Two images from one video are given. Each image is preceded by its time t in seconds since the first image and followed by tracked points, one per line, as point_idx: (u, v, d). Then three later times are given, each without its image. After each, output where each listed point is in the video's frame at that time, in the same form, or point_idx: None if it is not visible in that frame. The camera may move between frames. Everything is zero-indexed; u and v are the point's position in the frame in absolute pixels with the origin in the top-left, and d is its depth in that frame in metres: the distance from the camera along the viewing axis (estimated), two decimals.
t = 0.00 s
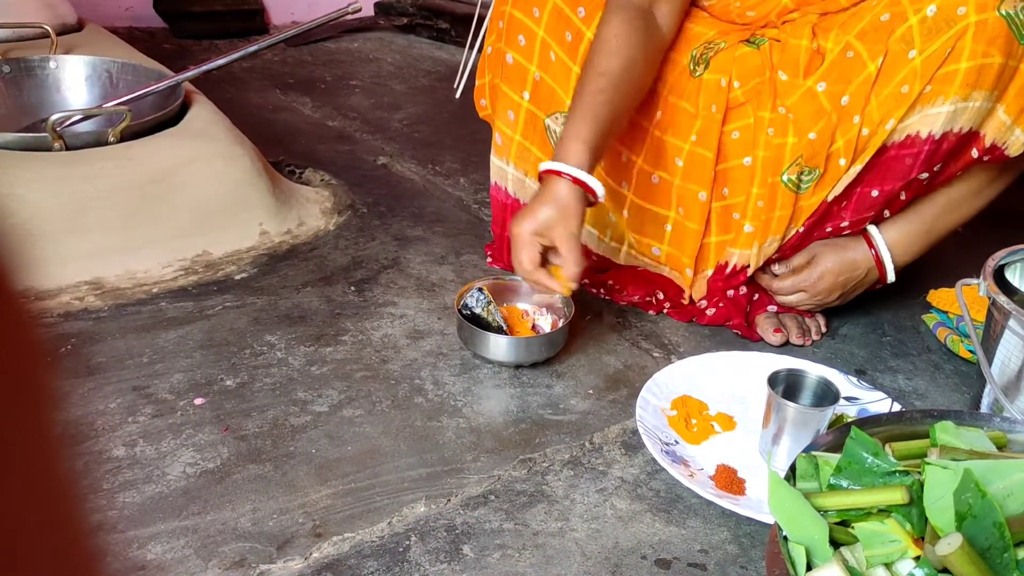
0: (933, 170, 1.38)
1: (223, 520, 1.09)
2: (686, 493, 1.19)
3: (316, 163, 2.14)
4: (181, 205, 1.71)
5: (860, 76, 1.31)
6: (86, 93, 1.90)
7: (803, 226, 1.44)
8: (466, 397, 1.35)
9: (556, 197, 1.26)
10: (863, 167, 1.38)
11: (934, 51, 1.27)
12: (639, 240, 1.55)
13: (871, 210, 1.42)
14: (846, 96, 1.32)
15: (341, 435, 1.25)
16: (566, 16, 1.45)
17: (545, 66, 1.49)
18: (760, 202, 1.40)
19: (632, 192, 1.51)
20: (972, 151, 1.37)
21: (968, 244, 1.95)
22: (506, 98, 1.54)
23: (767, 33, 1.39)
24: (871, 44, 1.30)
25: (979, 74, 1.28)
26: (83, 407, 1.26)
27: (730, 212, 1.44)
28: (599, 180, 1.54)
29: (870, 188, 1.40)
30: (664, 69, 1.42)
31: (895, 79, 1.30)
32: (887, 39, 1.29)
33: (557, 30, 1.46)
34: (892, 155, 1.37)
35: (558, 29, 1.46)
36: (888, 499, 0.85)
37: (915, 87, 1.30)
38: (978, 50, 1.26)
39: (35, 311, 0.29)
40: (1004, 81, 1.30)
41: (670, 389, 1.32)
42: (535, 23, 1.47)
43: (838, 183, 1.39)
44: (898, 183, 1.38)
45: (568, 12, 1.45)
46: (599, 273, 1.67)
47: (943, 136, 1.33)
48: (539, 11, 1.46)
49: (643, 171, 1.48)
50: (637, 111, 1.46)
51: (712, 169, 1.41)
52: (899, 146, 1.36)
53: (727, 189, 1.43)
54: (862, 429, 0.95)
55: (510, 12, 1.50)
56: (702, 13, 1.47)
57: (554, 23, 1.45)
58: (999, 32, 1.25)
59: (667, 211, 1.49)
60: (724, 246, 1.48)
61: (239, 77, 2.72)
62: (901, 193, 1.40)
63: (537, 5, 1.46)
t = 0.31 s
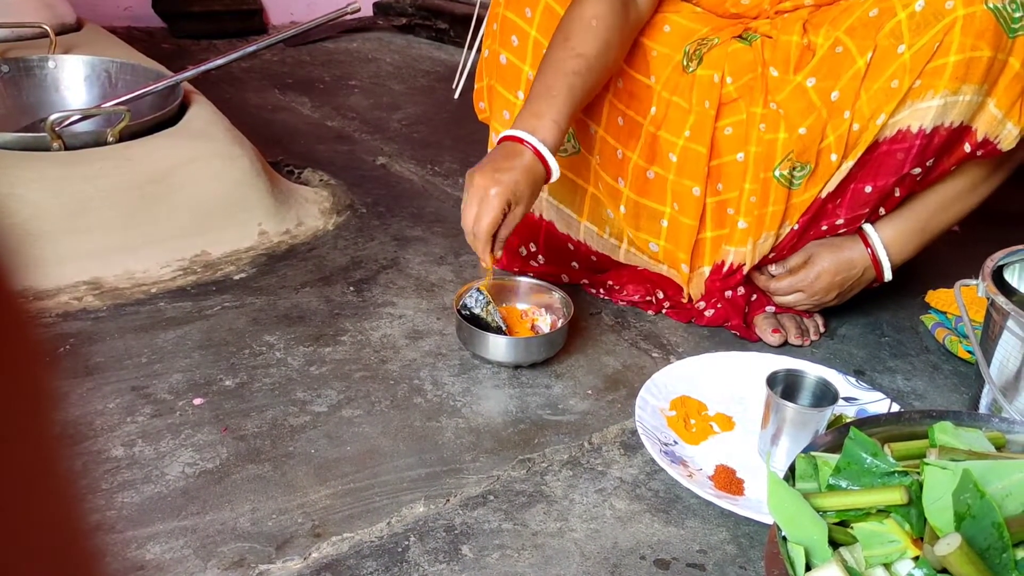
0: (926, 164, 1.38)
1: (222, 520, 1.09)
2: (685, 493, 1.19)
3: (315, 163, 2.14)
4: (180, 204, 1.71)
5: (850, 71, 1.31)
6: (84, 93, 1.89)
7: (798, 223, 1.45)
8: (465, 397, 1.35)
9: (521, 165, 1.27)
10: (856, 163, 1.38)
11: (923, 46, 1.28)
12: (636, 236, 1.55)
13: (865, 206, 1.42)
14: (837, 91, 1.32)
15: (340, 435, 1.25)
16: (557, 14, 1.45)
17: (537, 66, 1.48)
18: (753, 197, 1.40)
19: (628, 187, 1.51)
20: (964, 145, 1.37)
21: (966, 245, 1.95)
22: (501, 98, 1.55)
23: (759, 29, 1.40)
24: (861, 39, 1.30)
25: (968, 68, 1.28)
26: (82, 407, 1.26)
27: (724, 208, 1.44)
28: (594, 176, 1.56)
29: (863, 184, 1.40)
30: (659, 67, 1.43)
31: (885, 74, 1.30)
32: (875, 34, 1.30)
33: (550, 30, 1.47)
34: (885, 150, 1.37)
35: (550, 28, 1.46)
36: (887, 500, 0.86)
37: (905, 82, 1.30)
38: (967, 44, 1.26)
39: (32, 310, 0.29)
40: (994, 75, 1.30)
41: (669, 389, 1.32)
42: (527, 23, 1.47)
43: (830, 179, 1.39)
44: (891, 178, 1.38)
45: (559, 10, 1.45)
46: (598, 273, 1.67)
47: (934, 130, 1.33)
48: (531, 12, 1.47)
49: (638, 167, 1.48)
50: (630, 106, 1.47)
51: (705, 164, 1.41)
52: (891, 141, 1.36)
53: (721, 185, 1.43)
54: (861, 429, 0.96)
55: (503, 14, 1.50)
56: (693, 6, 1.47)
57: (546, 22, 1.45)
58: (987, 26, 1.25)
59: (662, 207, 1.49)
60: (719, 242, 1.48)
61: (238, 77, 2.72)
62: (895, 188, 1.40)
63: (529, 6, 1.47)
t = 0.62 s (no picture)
0: (922, 163, 1.39)
1: (219, 519, 1.08)
2: (683, 492, 1.19)
3: (312, 162, 2.13)
4: (177, 204, 1.71)
5: (846, 70, 1.31)
6: (81, 92, 1.89)
7: (795, 223, 1.44)
8: (463, 396, 1.35)
9: (526, 161, 1.26)
10: (852, 161, 1.38)
11: (918, 44, 1.28)
12: (633, 235, 1.55)
13: (863, 204, 1.42)
14: (832, 90, 1.32)
15: (338, 435, 1.25)
16: (555, 14, 1.45)
17: (534, 66, 1.48)
18: (750, 197, 1.40)
19: (626, 186, 1.51)
20: (960, 144, 1.37)
21: (963, 245, 1.96)
22: (498, 99, 1.55)
23: (754, 27, 1.40)
24: (856, 38, 1.30)
25: (963, 66, 1.28)
26: (79, 407, 1.25)
27: (721, 206, 1.44)
28: (592, 176, 1.56)
29: (860, 183, 1.41)
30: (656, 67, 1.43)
31: (880, 73, 1.30)
32: (871, 33, 1.29)
33: (547, 29, 1.47)
34: (881, 149, 1.37)
35: (548, 29, 1.46)
36: (884, 499, 0.86)
37: (900, 81, 1.30)
38: (962, 42, 1.26)
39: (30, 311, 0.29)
40: (989, 73, 1.30)
41: (667, 388, 1.32)
42: (524, 24, 1.47)
43: (827, 178, 1.39)
44: (888, 176, 1.39)
45: (557, 10, 1.45)
46: (596, 273, 1.68)
47: (930, 129, 1.34)
48: (527, 13, 1.47)
49: (636, 166, 1.48)
50: (628, 105, 1.47)
51: (702, 163, 1.41)
52: (887, 140, 1.36)
53: (718, 184, 1.43)
54: (858, 429, 0.96)
55: (499, 15, 1.50)
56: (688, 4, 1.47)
57: (544, 22, 1.46)
58: (982, 24, 1.26)
59: (659, 205, 1.49)
60: (717, 241, 1.48)
61: (236, 76, 2.71)
62: (891, 187, 1.41)
63: (525, 7, 1.47)
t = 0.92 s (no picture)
0: (924, 169, 1.39)
1: (216, 519, 1.08)
2: (680, 491, 1.19)
3: (310, 162, 2.13)
4: (173, 204, 1.70)
5: (851, 76, 1.31)
6: (78, 91, 1.89)
7: (798, 227, 1.44)
8: (460, 395, 1.35)
9: (571, 187, 1.21)
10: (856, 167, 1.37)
11: (924, 50, 1.28)
12: (629, 238, 1.57)
13: (863, 209, 1.42)
14: (838, 96, 1.32)
15: (335, 434, 1.24)
16: (562, 15, 1.47)
17: (540, 64, 1.49)
18: (753, 203, 1.40)
19: (624, 190, 1.53)
20: (963, 151, 1.38)
21: (960, 245, 1.96)
22: (501, 96, 1.54)
23: (758, 34, 1.41)
24: (862, 44, 1.30)
25: (968, 74, 1.28)
26: (76, 406, 1.25)
27: (723, 212, 1.44)
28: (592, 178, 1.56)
29: (861, 188, 1.40)
30: (661, 74, 1.44)
31: (885, 79, 1.30)
32: (877, 39, 1.30)
33: (553, 29, 1.48)
34: (883, 154, 1.37)
35: (554, 28, 1.47)
36: (880, 498, 0.86)
37: (905, 87, 1.30)
38: (967, 50, 1.27)
39: (30, 315, 0.29)
40: (994, 81, 1.31)
41: (664, 387, 1.32)
42: (531, 21, 1.48)
43: (831, 184, 1.38)
44: (890, 182, 1.39)
45: (564, 11, 1.47)
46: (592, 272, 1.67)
47: (933, 136, 1.34)
48: (534, 10, 1.47)
49: (637, 170, 1.51)
50: (631, 111, 1.48)
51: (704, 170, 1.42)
52: (890, 146, 1.36)
53: (720, 190, 1.43)
54: (855, 428, 0.96)
55: (506, 11, 1.50)
56: (691, 11, 1.48)
57: (550, 20, 1.47)
58: (988, 32, 1.26)
59: (659, 210, 1.50)
60: (718, 246, 1.48)
61: (233, 76, 2.71)
62: (892, 192, 1.41)
63: (532, 4, 1.47)
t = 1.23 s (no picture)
0: (931, 181, 1.40)
1: (213, 518, 1.08)
2: (678, 491, 1.19)
3: (307, 161, 2.13)
4: (170, 203, 1.70)
5: (865, 89, 1.31)
6: (75, 90, 1.89)
7: (806, 236, 1.43)
8: (458, 395, 1.35)
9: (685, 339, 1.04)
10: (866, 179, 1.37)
11: (937, 64, 1.29)
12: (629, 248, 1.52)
13: (868, 217, 1.42)
14: (852, 109, 1.32)
15: (332, 433, 1.24)
16: (568, 21, 1.45)
17: (545, 72, 1.49)
18: (764, 217, 1.39)
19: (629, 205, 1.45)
20: (971, 162, 1.39)
21: (957, 244, 1.96)
22: (504, 103, 1.53)
23: (771, 49, 1.38)
24: (876, 57, 1.31)
25: (981, 88, 1.30)
26: (72, 405, 1.25)
27: (729, 225, 1.42)
28: (593, 187, 1.50)
29: (868, 198, 1.40)
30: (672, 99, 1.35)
31: (897, 92, 1.31)
32: (890, 51, 1.31)
33: (559, 35, 1.46)
34: (892, 165, 1.37)
35: (561, 34, 1.46)
36: (878, 496, 0.85)
37: (917, 100, 1.30)
38: (981, 65, 1.28)
39: (27, 309, 0.29)
40: (1005, 94, 1.33)
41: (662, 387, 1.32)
42: (537, 27, 1.47)
43: (841, 196, 1.38)
44: (897, 193, 1.39)
45: (570, 16, 1.45)
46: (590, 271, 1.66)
47: (943, 149, 1.35)
48: (541, 16, 1.46)
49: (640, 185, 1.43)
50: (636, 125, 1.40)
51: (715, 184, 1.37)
52: (899, 156, 1.36)
53: (727, 204, 1.40)
54: (852, 426, 0.96)
55: (511, 16, 1.50)
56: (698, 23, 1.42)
57: (557, 28, 1.45)
58: (1002, 47, 1.28)
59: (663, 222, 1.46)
60: (721, 258, 1.45)
61: (230, 75, 2.71)
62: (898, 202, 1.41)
63: (539, 9, 1.46)
